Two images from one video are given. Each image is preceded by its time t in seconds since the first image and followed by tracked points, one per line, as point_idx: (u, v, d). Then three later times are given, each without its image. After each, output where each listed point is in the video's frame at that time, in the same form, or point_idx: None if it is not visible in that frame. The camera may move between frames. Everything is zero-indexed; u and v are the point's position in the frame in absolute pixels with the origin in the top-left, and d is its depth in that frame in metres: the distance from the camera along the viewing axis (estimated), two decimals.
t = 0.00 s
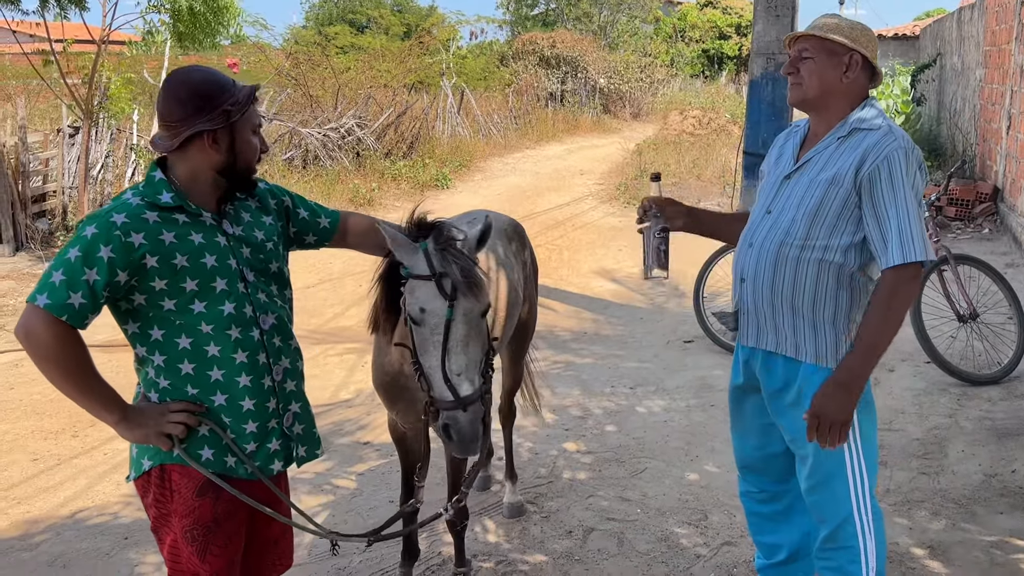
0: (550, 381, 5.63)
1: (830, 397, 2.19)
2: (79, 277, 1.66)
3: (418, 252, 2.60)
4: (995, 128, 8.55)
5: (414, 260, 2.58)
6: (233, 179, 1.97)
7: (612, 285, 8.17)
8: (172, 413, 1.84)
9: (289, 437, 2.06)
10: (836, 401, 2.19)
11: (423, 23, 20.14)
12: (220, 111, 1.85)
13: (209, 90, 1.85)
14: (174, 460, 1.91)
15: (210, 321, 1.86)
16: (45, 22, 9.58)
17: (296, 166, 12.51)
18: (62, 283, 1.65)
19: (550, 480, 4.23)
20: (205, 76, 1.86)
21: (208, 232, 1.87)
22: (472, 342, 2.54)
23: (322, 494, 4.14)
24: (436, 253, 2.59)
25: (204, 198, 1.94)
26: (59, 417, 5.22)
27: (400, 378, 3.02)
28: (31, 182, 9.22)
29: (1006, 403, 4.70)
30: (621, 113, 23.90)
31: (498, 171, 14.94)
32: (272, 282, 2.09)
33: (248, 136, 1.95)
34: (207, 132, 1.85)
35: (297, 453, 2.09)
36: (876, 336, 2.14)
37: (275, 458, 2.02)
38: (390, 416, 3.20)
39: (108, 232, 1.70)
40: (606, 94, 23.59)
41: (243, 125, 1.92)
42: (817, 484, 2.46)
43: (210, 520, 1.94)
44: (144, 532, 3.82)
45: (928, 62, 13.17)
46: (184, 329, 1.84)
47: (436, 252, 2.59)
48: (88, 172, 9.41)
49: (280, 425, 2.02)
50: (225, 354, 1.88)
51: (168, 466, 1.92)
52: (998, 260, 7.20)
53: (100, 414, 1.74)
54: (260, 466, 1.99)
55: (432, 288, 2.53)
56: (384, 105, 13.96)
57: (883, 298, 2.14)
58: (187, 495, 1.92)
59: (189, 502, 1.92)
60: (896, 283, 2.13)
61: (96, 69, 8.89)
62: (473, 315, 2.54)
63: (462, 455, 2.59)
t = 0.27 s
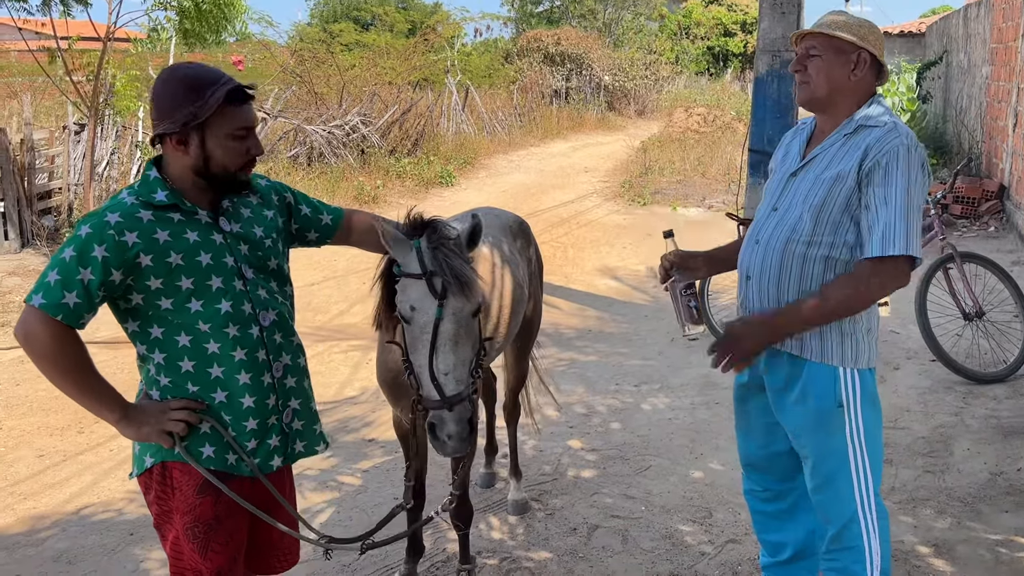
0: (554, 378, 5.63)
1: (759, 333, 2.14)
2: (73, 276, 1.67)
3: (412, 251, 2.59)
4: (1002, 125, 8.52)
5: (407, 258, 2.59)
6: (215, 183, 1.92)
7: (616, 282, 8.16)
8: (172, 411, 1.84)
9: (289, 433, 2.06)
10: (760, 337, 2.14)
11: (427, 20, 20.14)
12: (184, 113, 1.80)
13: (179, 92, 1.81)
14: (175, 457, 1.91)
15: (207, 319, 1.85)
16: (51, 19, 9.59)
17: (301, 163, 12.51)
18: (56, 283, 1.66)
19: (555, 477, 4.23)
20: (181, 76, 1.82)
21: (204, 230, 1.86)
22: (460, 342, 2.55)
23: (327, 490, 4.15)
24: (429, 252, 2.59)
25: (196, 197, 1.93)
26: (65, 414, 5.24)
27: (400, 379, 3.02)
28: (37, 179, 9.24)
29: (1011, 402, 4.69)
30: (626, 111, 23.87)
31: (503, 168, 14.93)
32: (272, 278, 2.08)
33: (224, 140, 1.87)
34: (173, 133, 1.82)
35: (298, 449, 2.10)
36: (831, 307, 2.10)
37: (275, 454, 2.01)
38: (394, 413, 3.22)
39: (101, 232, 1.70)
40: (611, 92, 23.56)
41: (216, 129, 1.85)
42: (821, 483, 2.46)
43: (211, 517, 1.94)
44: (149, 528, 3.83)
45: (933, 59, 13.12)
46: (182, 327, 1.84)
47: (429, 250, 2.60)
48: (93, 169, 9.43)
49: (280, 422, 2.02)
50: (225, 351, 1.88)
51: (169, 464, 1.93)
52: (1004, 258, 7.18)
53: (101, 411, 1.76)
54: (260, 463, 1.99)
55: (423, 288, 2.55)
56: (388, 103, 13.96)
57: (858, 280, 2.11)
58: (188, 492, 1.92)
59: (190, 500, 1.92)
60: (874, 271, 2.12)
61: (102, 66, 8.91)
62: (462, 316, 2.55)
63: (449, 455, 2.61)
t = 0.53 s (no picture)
0: (558, 376, 5.63)
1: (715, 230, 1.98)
2: (70, 280, 1.67)
3: (407, 247, 2.58)
4: (1007, 124, 8.49)
5: (403, 254, 2.57)
6: (208, 191, 1.89)
7: (620, 280, 8.16)
8: (176, 409, 1.85)
9: (292, 433, 2.06)
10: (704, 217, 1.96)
11: (432, 18, 20.12)
12: (163, 127, 1.77)
13: (160, 104, 1.78)
14: (179, 454, 1.92)
15: (207, 320, 1.85)
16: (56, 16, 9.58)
17: (306, 161, 12.52)
18: (54, 287, 1.66)
19: (559, 475, 4.23)
20: (161, 86, 1.79)
21: (202, 230, 1.86)
22: (455, 340, 2.54)
23: (332, 487, 4.16)
24: (425, 249, 2.58)
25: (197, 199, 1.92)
26: (70, 410, 5.25)
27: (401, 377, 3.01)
28: (42, 176, 9.25)
29: (1016, 401, 4.69)
30: (630, 108, 23.85)
31: (507, 166, 14.93)
32: (274, 276, 2.08)
33: (208, 151, 1.83)
34: (156, 148, 1.80)
35: (302, 447, 2.10)
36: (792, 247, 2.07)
37: (277, 453, 2.02)
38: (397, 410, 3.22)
39: (98, 234, 1.70)
40: (615, 90, 23.54)
41: (199, 140, 1.81)
42: (819, 481, 2.46)
43: (215, 515, 1.94)
44: (154, 525, 3.84)
45: (939, 57, 13.08)
46: (183, 327, 1.85)
47: (425, 247, 2.58)
48: (98, 166, 9.45)
49: (283, 421, 2.02)
50: (227, 351, 1.88)
51: (174, 460, 1.94)
52: (1009, 257, 7.16)
53: (104, 411, 1.77)
54: (263, 461, 1.99)
55: (418, 285, 2.55)
56: (393, 100, 13.95)
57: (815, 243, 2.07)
58: (192, 489, 1.93)
59: (194, 496, 1.93)
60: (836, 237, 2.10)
61: (107, 64, 8.90)
62: (457, 313, 2.55)
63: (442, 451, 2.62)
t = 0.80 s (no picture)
0: (562, 375, 5.64)
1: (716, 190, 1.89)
2: (83, 283, 1.66)
3: (411, 245, 2.62)
4: (1013, 123, 8.47)
5: (406, 252, 2.60)
6: (215, 190, 1.90)
7: (624, 279, 8.16)
8: (189, 409, 1.85)
9: (300, 429, 2.08)
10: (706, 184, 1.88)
11: (436, 16, 20.13)
12: (168, 130, 1.77)
13: (163, 107, 1.78)
14: (191, 454, 1.92)
15: (220, 319, 1.86)
16: (61, 14, 9.60)
17: (310, 159, 12.53)
18: (66, 290, 1.65)
19: (562, 473, 4.24)
20: (164, 89, 1.79)
21: (212, 230, 1.86)
22: (457, 338, 2.55)
23: (336, 485, 4.17)
24: (429, 247, 2.62)
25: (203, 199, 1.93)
26: (75, 407, 5.27)
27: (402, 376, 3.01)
28: (47, 174, 9.27)
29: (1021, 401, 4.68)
30: (634, 107, 23.84)
31: (511, 164, 14.93)
32: (281, 273, 2.10)
33: (214, 152, 1.82)
34: (162, 152, 1.80)
35: (308, 443, 2.12)
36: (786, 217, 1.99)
37: (287, 450, 2.03)
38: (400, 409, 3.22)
39: (109, 237, 1.69)
40: (619, 88, 23.52)
41: (204, 142, 1.81)
42: (818, 480, 2.46)
43: (225, 514, 1.95)
44: (158, 522, 3.85)
45: (944, 56, 13.05)
46: (195, 327, 1.85)
47: (429, 246, 2.62)
48: (103, 164, 9.47)
49: (292, 418, 2.04)
50: (239, 350, 1.89)
51: (184, 460, 1.94)
52: (1014, 256, 7.14)
53: (116, 413, 1.77)
54: (273, 458, 2.01)
55: (421, 283, 2.56)
56: (397, 98, 13.96)
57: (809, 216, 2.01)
58: (203, 489, 1.93)
59: (205, 496, 1.93)
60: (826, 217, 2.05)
61: (112, 61, 8.92)
62: (459, 312, 2.56)
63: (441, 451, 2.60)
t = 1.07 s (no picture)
0: (565, 374, 5.64)
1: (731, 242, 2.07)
2: (87, 286, 1.66)
3: (415, 245, 2.62)
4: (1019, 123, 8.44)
5: (411, 251, 2.61)
6: (224, 189, 1.90)
7: (628, 278, 8.15)
8: (198, 408, 1.85)
9: (312, 430, 2.09)
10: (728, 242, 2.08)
11: (441, 15, 20.13)
12: (182, 129, 1.77)
13: (176, 106, 1.77)
14: (200, 453, 1.93)
15: (225, 321, 1.87)
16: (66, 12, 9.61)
17: (314, 157, 12.54)
18: (71, 294, 1.66)
19: (566, 472, 4.24)
20: (176, 87, 1.78)
21: (217, 232, 1.87)
22: (463, 336, 2.56)
23: (340, 483, 4.18)
24: (434, 245, 2.61)
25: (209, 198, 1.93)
26: (79, 404, 5.29)
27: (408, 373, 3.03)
28: (52, 172, 9.29)
29: None
30: (639, 106, 23.83)
31: (515, 163, 14.94)
32: (286, 274, 2.11)
33: (228, 151, 1.84)
34: (175, 151, 1.80)
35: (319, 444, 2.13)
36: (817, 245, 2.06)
37: (298, 450, 2.04)
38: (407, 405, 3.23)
39: (113, 240, 1.69)
40: (624, 87, 23.51)
41: (218, 141, 1.82)
42: (824, 478, 2.46)
43: (235, 512, 1.95)
44: (162, 519, 3.87)
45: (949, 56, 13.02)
46: (202, 329, 1.86)
47: (434, 243, 2.61)
48: (108, 161, 9.49)
49: (303, 418, 2.05)
50: (246, 351, 1.90)
51: (194, 459, 1.94)
52: (1020, 256, 7.12)
53: (124, 415, 1.78)
54: (283, 458, 2.02)
55: (426, 281, 2.57)
56: (401, 97, 13.96)
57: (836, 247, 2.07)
58: (213, 487, 1.94)
59: (215, 494, 1.94)
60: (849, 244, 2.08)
61: (117, 59, 8.93)
62: (465, 311, 2.57)
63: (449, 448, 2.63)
